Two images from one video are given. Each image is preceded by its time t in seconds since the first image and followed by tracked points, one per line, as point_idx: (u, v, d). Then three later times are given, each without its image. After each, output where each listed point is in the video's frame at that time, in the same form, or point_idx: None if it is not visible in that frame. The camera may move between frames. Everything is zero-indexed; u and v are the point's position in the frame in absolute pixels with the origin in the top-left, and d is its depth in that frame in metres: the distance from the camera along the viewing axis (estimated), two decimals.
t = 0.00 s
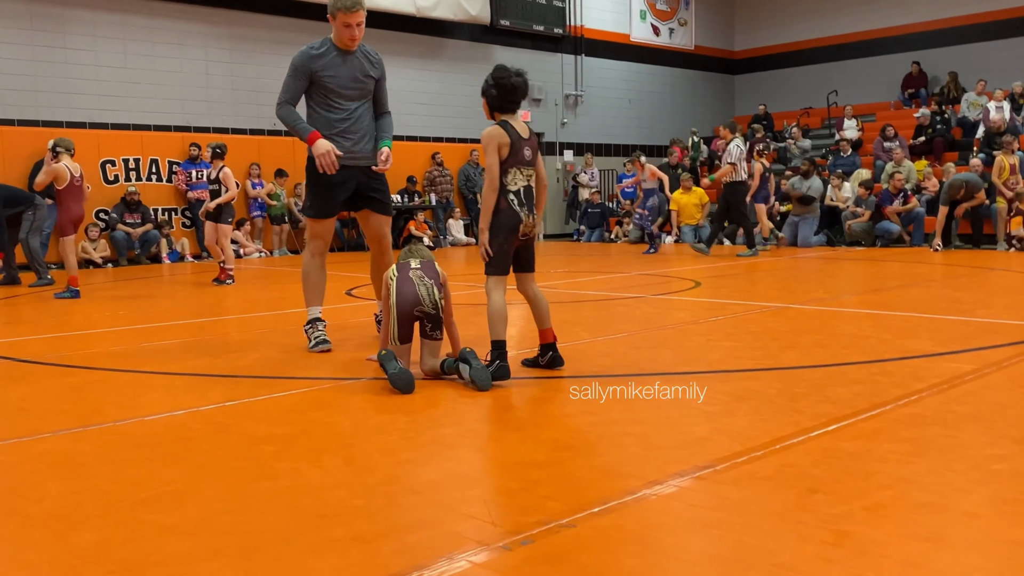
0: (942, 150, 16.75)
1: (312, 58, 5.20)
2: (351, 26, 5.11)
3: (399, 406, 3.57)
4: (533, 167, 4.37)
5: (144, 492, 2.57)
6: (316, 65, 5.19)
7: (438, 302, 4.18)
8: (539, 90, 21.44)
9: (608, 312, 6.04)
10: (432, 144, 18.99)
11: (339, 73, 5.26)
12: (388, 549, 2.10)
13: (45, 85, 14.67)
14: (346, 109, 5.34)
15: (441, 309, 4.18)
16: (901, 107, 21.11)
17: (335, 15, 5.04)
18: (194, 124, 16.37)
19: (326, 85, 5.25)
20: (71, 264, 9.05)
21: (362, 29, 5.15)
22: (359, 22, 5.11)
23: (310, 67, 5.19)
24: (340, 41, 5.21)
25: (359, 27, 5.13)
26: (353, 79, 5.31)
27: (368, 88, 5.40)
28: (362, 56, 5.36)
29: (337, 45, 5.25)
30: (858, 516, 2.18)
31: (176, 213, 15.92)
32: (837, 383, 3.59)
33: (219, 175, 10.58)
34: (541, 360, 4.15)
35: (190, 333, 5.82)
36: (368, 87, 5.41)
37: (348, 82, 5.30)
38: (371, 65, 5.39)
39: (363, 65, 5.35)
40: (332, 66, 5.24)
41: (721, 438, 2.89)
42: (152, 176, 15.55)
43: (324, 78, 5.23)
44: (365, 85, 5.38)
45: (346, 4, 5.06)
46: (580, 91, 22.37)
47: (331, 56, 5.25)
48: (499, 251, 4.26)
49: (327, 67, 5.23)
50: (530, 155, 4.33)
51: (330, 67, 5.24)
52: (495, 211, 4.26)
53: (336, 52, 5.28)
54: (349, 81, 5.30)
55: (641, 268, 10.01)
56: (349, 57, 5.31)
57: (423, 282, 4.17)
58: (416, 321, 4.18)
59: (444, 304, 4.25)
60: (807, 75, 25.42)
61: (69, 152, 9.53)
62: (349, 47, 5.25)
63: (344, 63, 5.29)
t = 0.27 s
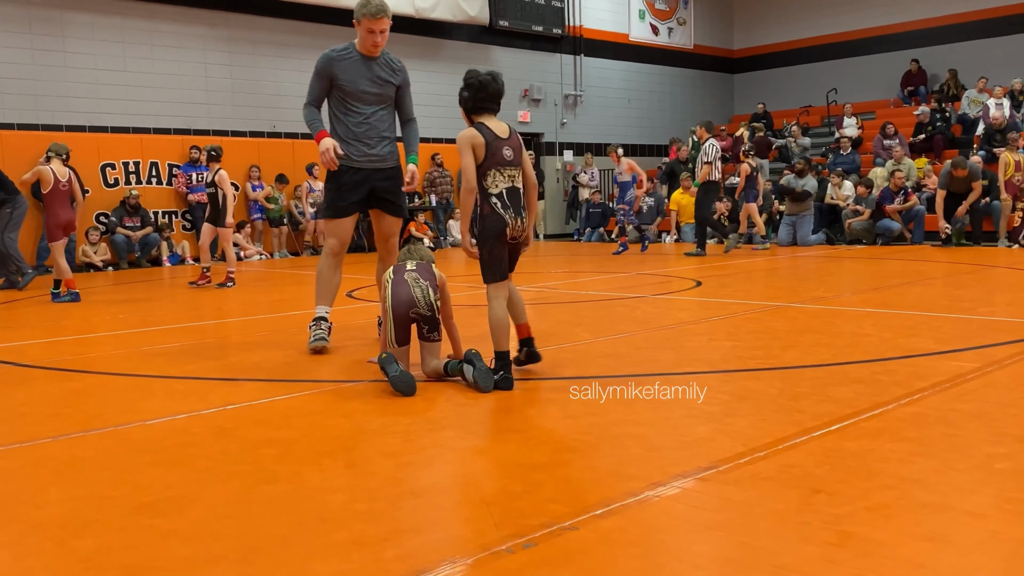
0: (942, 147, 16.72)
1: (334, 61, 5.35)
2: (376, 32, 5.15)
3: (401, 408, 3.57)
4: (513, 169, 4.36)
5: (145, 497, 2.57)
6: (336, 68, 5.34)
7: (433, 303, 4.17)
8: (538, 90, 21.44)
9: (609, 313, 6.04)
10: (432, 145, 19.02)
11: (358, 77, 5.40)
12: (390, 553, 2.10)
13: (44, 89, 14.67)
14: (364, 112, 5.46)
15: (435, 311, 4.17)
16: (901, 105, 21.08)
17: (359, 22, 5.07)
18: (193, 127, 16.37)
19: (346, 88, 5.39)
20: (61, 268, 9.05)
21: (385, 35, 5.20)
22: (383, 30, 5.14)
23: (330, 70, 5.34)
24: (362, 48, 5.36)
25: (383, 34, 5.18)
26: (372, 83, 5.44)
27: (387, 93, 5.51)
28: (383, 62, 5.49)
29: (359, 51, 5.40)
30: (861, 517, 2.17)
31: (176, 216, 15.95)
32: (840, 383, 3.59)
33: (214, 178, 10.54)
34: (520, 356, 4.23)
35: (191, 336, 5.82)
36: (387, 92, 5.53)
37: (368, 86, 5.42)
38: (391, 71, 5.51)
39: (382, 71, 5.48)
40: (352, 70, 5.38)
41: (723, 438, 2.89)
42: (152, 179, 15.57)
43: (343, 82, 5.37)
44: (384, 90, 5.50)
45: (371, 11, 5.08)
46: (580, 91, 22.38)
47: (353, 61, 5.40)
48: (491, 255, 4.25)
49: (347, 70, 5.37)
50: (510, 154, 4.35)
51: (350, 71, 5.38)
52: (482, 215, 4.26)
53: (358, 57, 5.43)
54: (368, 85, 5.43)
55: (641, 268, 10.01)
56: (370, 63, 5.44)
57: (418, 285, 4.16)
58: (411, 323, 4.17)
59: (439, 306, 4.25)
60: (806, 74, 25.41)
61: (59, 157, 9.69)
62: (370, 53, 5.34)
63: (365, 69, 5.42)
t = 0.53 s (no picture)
0: (943, 145, 16.71)
1: (344, 63, 5.35)
2: (386, 35, 5.11)
3: (403, 409, 3.57)
4: (493, 172, 4.36)
5: (148, 498, 2.57)
6: (346, 70, 5.34)
7: (435, 303, 4.17)
8: (539, 90, 21.45)
9: (610, 312, 6.04)
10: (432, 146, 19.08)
11: (368, 80, 5.38)
12: (393, 553, 2.09)
13: (44, 91, 14.67)
14: (373, 115, 5.45)
15: (437, 310, 4.18)
16: (901, 103, 21.07)
17: (370, 22, 5.05)
18: (194, 128, 16.37)
19: (354, 90, 5.39)
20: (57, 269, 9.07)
21: (395, 40, 5.15)
22: (394, 34, 5.11)
23: (340, 71, 5.35)
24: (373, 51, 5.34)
25: (393, 38, 5.15)
26: (381, 86, 5.41)
27: (396, 96, 5.48)
28: (394, 65, 5.44)
29: (371, 53, 5.38)
30: (865, 516, 2.16)
31: (177, 218, 16.02)
32: (842, 381, 3.59)
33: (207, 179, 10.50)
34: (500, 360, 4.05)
35: (193, 337, 5.82)
36: (396, 95, 5.49)
37: (376, 88, 5.40)
38: (402, 74, 5.46)
39: (392, 74, 5.44)
40: (361, 73, 5.37)
41: (726, 437, 2.89)
42: (153, 180, 15.62)
43: (352, 84, 5.36)
44: (393, 93, 5.46)
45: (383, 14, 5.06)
46: (580, 90, 22.39)
47: (364, 63, 5.38)
48: (473, 256, 4.27)
49: (357, 73, 5.36)
50: (490, 157, 4.38)
51: (360, 74, 5.37)
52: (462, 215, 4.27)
53: (370, 59, 5.40)
54: (377, 88, 5.40)
55: (643, 267, 10.01)
56: (381, 65, 5.41)
57: (422, 283, 4.14)
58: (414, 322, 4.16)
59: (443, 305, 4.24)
60: (806, 72, 25.41)
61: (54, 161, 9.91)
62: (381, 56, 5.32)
63: (375, 71, 5.39)
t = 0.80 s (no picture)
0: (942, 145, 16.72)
1: (343, 67, 5.36)
2: (384, 39, 5.07)
3: (404, 410, 3.57)
4: (465, 184, 4.23)
5: (149, 501, 2.57)
6: (345, 74, 5.34)
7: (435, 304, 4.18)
8: (538, 90, 21.46)
9: (610, 312, 6.04)
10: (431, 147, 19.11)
11: (366, 83, 5.38)
12: (394, 556, 2.09)
13: (43, 92, 14.66)
14: (372, 118, 5.46)
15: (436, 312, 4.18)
16: (901, 102, 21.08)
17: (368, 26, 5.01)
18: (193, 129, 16.37)
19: (353, 93, 5.39)
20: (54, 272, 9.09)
21: (394, 44, 5.11)
22: (392, 38, 5.07)
23: (339, 75, 5.35)
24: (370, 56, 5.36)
25: (390, 40, 5.10)
26: (379, 88, 5.42)
27: (394, 98, 5.48)
28: (391, 68, 5.46)
29: (369, 57, 5.39)
30: (866, 517, 2.16)
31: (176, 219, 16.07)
32: (842, 382, 3.59)
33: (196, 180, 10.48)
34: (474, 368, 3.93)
35: (192, 338, 5.82)
36: (394, 97, 5.49)
37: (374, 91, 5.40)
38: (399, 77, 5.48)
39: (390, 76, 5.45)
40: (360, 77, 5.37)
41: (726, 438, 2.89)
42: (153, 181, 15.66)
43: (351, 87, 5.36)
44: (391, 95, 5.47)
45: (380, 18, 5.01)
46: (579, 90, 22.40)
47: (362, 66, 5.39)
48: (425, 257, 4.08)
49: (356, 77, 5.37)
50: (463, 174, 4.26)
51: (358, 77, 5.37)
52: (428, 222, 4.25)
53: (368, 64, 5.41)
54: (375, 91, 5.41)
55: (643, 267, 10.02)
56: (379, 68, 5.42)
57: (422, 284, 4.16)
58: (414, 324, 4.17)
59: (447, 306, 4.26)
60: (805, 71, 25.42)
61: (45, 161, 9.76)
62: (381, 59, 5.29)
63: (373, 75, 5.40)
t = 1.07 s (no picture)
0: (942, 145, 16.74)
1: (336, 76, 5.40)
2: (376, 46, 5.10)
3: (404, 411, 3.57)
4: (425, 219, 4.08)
5: (150, 502, 2.57)
6: (338, 82, 5.38)
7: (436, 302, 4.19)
8: (538, 91, 21.48)
9: (610, 313, 6.04)
10: (432, 148, 19.15)
11: (359, 90, 5.41)
12: (396, 556, 2.09)
13: (43, 93, 14.68)
14: (366, 125, 5.48)
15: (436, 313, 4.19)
16: (901, 103, 21.10)
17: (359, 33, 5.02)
18: (193, 130, 16.38)
19: (346, 101, 5.42)
20: (54, 274, 9.11)
21: (386, 50, 5.15)
22: (385, 44, 5.10)
23: (332, 84, 5.39)
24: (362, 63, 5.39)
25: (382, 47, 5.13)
26: (371, 95, 5.45)
27: (387, 104, 5.50)
28: (384, 74, 5.48)
29: (361, 65, 5.42)
30: (866, 516, 2.17)
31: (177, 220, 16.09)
32: (842, 382, 3.59)
33: (188, 181, 10.50)
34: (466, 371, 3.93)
35: (193, 339, 5.83)
36: (387, 104, 5.52)
37: (366, 98, 5.43)
38: (391, 84, 5.49)
39: (382, 83, 5.47)
40: (353, 84, 5.39)
41: (727, 438, 2.89)
42: (154, 182, 15.68)
43: (343, 95, 5.39)
44: (383, 102, 5.50)
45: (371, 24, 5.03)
46: (579, 91, 22.42)
47: (355, 73, 5.42)
48: (382, 292, 3.94)
49: (348, 84, 5.40)
50: (421, 208, 4.13)
51: (351, 85, 5.40)
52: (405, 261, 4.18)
53: (360, 71, 5.44)
54: (368, 97, 5.43)
55: (643, 268, 10.03)
56: (371, 76, 5.45)
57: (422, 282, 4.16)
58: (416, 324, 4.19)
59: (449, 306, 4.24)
60: (806, 72, 25.43)
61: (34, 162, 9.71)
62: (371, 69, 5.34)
63: (365, 82, 5.43)
